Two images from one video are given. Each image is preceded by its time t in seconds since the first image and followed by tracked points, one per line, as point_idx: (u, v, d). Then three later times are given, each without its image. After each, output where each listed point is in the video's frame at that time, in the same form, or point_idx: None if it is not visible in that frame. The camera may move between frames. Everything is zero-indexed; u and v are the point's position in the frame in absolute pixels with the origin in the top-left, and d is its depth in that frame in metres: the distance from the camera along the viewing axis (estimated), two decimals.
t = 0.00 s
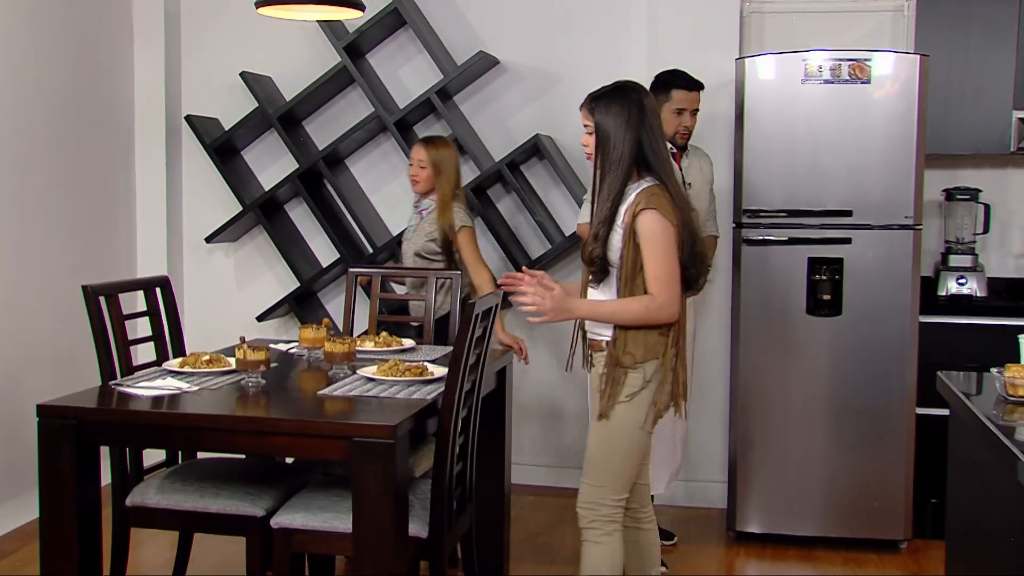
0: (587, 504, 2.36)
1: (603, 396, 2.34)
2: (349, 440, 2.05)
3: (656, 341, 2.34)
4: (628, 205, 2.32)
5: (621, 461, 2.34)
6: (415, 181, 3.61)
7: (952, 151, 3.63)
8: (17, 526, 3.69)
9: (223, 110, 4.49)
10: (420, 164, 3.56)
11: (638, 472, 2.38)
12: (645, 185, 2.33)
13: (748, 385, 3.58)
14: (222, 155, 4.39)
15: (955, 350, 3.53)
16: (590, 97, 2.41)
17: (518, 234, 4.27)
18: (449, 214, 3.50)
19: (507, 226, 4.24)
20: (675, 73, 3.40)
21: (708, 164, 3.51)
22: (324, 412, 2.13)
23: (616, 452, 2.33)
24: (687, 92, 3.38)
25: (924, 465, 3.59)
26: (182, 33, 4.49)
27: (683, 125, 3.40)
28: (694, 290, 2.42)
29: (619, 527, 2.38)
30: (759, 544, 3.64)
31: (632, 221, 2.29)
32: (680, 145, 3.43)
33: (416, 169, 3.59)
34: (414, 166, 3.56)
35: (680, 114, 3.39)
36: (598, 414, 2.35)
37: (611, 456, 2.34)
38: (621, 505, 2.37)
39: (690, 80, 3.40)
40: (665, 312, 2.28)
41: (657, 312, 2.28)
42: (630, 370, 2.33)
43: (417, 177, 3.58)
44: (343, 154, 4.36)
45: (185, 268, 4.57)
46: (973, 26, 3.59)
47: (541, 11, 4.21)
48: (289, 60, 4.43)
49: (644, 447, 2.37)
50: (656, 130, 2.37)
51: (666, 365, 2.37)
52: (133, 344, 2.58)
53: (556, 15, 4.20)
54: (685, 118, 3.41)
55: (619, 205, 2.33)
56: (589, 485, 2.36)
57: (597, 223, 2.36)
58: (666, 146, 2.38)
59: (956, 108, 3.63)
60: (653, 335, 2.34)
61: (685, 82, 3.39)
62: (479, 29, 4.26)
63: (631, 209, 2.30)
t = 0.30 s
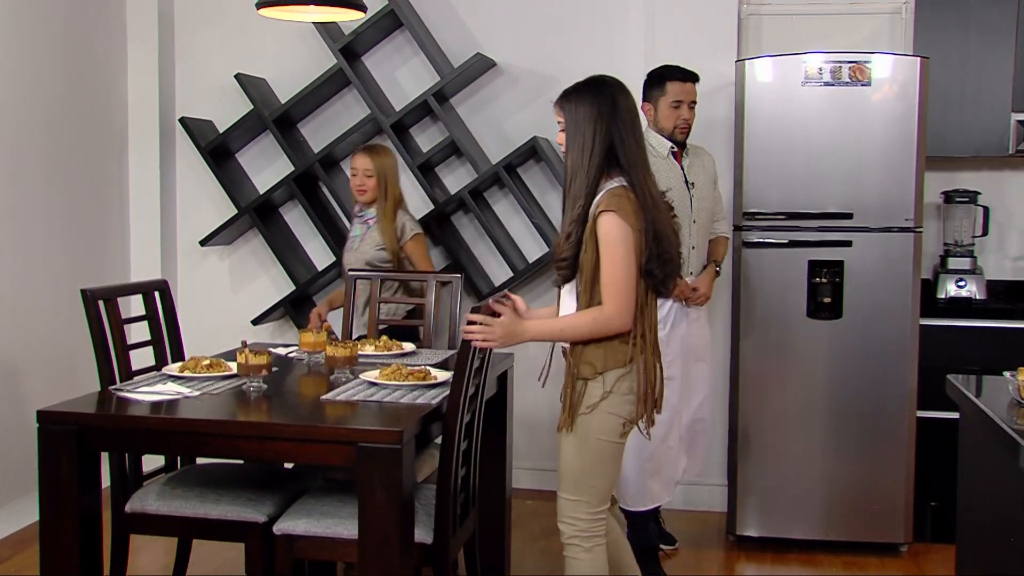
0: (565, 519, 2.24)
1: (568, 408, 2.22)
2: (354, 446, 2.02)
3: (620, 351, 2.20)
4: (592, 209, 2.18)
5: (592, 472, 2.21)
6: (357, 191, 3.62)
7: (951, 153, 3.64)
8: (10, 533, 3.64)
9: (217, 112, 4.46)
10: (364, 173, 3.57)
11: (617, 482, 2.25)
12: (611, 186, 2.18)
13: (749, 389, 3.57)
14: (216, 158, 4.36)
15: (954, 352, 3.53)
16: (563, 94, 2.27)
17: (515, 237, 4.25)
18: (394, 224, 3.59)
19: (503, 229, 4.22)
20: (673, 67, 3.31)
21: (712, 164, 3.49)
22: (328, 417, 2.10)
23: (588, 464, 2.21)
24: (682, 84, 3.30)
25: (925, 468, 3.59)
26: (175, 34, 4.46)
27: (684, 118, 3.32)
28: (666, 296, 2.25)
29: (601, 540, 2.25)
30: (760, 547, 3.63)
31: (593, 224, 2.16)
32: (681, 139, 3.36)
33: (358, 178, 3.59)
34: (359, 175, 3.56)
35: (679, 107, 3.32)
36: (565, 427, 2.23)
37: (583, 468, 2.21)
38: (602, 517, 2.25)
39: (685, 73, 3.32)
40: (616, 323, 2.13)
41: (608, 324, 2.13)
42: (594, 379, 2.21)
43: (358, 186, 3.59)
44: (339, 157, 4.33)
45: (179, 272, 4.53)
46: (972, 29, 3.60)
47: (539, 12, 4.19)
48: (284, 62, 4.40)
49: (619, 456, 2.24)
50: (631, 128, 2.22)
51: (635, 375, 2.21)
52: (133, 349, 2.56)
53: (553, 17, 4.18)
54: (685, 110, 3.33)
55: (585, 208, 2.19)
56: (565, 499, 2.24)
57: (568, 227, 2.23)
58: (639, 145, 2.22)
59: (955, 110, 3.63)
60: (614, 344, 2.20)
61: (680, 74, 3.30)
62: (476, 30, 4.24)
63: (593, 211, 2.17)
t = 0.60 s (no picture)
0: (575, 529, 2.17)
1: (564, 419, 2.17)
2: (370, 451, 2.00)
3: (611, 356, 2.15)
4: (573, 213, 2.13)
5: (596, 478, 2.16)
6: (307, 190, 3.57)
7: (960, 156, 3.63)
8: (13, 539, 3.61)
9: (220, 114, 4.43)
10: (319, 174, 3.53)
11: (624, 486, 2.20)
12: (591, 188, 2.11)
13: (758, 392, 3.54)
14: (219, 160, 4.34)
15: (964, 355, 3.53)
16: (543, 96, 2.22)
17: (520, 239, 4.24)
18: (341, 234, 3.53)
19: (508, 231, 4.20)
20: (689, 64, 3.17)
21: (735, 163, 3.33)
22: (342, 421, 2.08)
23: (590, 472, 2.15)
24: (694, 83, 3.17)
25: (933, 471, 3.58)
26: (178, 36, 4.44)
27: (702, 118, 3.18)
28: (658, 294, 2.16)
29: (616, 547, 2.18)
30: (769, 551, 3.61)
31: (575, 228, 2.10)
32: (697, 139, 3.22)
33: (310, 177, 3.54)
34: (312, 174, 3.52)
35: (694, 107, 3.18)
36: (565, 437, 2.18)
37: (588, 477, 2.16)
38: (613, 523, 2.18)
39: (698, 70, 3.19)
40: (603, 327, 2.08)
41: (593, 329, 2.08)
42: (587, 387, 2.16)
43: (310, 186, 3.55)
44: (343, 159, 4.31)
45: (182, 275, 4.51)
46: (981, 30, 3.59)
47: (544, 13, 4.17)
48: (288, 64, 4.37)
49: (622, 461, 2.18)
50: (610, 126, 2.14)
51: (629, 379, 2.15)
52: (141, 353, 2.55)
53: (559, 18, 4.17)
54: (702, 110, 3.19)
55: (567, 211, 2.14)
56: (573, 510, 2.18)
57: (554, 233, 2.17)
58: (620, 142, 2.15)
59: (963, 113, 3.62)
60: (604, 349, 2.15)
61: (692, 72, 3.17)
62: (481, 32, 4.22)
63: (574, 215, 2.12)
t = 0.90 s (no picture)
0: (580, 532, 2.12)
1: (559, 422, 2.12)
2: (388, 455, 1.98)
3: (606, 358, 2.12)
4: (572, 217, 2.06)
5: (595, 478, 2.12)
6: (261, 189, 3.22)
7: (970, 157, 3.62)
8: (20, 542, 3.59)
9: (227, 115, 4.42)
10: (273, 171, 3.19)
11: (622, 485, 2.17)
12: (590, 191, 2.06)
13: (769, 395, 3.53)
14: (226, 161, 4.32)
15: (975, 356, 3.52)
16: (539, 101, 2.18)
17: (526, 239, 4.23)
18: (303, 232, 3.25)
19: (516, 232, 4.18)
20: (710, 63, 3.07)
21: (777, 164, 3.17)
22: (359, 425, 2.06)
23: (589, 472, 2.12)
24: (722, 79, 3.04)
25: (945, 474, 3.57)
26: (184, 37, 4.42)
27: (719, 119, 3.06)
28: (653, 301, 2.13)
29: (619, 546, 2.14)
30: (780, 554, 3.60)
31: (575, 231, 2.05)
32: (720, 141, 3.10)
33: (264, 174, 3.20)
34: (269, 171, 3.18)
35: (711, 108, 3.07)
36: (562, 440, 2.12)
37: (587, 477, 2.12)
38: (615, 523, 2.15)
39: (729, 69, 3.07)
40: (610, 330, 2.02)
41: (602, 332, 2.01)
42: (582, 388, 2.12)
43: (265, 185, 3.20)
44: (351, 160, 4.29)
45: (189, 277, 4.49)
46: (991, 31, 3.58)
47: (551, 14, 4.16)
48: (294, 65, 4.36)
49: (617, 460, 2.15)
50: (609, 130, 2.10)
51: (620, 380, 2.14)
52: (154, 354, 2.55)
53: (566, 19, 4.15)
54: (721, 111, 3.07)
55: (565, 215, 2.09)
56: (575, 512, 2.13)
57: (551, 238, 2.12)
58: (619, 147, 2.11)
59: (973, 114, 3.61)
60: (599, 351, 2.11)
61: (711, 72, 3.05)
62: (489, 33, 4.21)
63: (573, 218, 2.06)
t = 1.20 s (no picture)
0: (560, 538, 2.07)
1: (542, 428, 2.06)
2: (391, 460, 1.97)
3: (595, 364, 2.07)
4: (563, 223, 2.02)
5: (577, 483, 2.07)
6: (185, 192, 3.18)
7: (963, 161, 3.63)
8: (11, 550, 3.55)
9: (218, 118, 4.39)
10: (197, 173, 3.16)
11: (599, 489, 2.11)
12: (581, 197, 2.03)
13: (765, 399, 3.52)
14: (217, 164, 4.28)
15: (970, 359, 3.53)
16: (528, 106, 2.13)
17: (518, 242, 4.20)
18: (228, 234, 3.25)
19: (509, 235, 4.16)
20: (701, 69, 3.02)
21: (783, 163, 3.00)
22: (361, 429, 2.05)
23: (569, 479, 2.06)
24: (714, 92, 2.99)
25: (939, 477, 3.57)
26: (175, 39, 4.39)
27: (701, 127, 3.04)
28: (640, 307, 2.14)
29: (599, 551, 2.10)
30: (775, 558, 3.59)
31: (567, 236, 2.01)
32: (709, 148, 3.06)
33: (190, 176, 3.16)
34: (196, 173, 3.14)
35: (698, 114, 3.05)
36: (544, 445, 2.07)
37: (567, 483, 2.06)
38: (593, 526, 2.10)
39: (733, 81, 2.99)
40: (611, 333, 1.99)
41: (603, 335, 1.99)
42: (568, 395, 2.06)
43: (189, 188, 3.17)
44: (342, 164, 4.26)
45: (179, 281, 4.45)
46: (985, 35, 3.59)
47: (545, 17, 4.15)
48: (286, 67, 4.33)
49: (598, 466, 2.10)
50: (600, 135, 2.07)
51: (605, 384, 2.09)
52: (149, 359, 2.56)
53: (560, 22, 4.15)
54: (705, 119, 3.03)
55: (556, 219, 2.05)
56: (555, 519, 2.07)
57: (540, 242, 2.07)
58: (611, 153, 2.08)
59: (967, 118, 3.63)
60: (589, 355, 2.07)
61: (698, 79, 3.01)
62: (482, 36, 4.19)
63: (564, 223, 2.02)
